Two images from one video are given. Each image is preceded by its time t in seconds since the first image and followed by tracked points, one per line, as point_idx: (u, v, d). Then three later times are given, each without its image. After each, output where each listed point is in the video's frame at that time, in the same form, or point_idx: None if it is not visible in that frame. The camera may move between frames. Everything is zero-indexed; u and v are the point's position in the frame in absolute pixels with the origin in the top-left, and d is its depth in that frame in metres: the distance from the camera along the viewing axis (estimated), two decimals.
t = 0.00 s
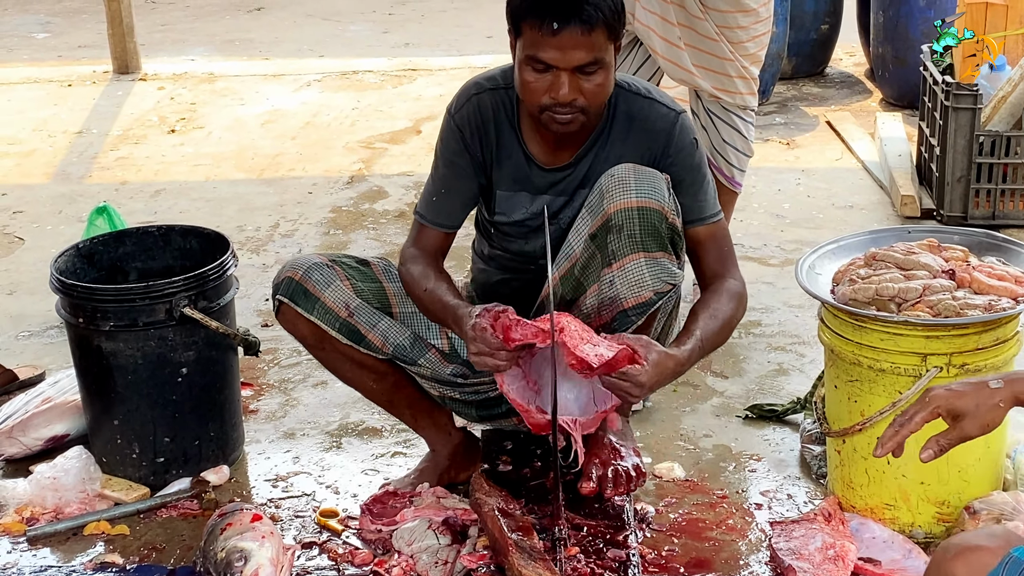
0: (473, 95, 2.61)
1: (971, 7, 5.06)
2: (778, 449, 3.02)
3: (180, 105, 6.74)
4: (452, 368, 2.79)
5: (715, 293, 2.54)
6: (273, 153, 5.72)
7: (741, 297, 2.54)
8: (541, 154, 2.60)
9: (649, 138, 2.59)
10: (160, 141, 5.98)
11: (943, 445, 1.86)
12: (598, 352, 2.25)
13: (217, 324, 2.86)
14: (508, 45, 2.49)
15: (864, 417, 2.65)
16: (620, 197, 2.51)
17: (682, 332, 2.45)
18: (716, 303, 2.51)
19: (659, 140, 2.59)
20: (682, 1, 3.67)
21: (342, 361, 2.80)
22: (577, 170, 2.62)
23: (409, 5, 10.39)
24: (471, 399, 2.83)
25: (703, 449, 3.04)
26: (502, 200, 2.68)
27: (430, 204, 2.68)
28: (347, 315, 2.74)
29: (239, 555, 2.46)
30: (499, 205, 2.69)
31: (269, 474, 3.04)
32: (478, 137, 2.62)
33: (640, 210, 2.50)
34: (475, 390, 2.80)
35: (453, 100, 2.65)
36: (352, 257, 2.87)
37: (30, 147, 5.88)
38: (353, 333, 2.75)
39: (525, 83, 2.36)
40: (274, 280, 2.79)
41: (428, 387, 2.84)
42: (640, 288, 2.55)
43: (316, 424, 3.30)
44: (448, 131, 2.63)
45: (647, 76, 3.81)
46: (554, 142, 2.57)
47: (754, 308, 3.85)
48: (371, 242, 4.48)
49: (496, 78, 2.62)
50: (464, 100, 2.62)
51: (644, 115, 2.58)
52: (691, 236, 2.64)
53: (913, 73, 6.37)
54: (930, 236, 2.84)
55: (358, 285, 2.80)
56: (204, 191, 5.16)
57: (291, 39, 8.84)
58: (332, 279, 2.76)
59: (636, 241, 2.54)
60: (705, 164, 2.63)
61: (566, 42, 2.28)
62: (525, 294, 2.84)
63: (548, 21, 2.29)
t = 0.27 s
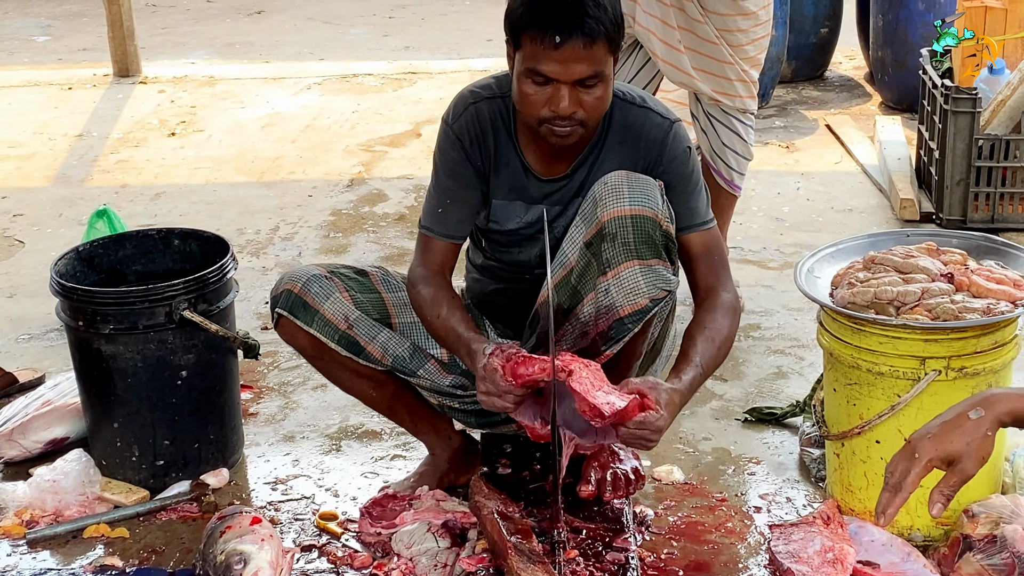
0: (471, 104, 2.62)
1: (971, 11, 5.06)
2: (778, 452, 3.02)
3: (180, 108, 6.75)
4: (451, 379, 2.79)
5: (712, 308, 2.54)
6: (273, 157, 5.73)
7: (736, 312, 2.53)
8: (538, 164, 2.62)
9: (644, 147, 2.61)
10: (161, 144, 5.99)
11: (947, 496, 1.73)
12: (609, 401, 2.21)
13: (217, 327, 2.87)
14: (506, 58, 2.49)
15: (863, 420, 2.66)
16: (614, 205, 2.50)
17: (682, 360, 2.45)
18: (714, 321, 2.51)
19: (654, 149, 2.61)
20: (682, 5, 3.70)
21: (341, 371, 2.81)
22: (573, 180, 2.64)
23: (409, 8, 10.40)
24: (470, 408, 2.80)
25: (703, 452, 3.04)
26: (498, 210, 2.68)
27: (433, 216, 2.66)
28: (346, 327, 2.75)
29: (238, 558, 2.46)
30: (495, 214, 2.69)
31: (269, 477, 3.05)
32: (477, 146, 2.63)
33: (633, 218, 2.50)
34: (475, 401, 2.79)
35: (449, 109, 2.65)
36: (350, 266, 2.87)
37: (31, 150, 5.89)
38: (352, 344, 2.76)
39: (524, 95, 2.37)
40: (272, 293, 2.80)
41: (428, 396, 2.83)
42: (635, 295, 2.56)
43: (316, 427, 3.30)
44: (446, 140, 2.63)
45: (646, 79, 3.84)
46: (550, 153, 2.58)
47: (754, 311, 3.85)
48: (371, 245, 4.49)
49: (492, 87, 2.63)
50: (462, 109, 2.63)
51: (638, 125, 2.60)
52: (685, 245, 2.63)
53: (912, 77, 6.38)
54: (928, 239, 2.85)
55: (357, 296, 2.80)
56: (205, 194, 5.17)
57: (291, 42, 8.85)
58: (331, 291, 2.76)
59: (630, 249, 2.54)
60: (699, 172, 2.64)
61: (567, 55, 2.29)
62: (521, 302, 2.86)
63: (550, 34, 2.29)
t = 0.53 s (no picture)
0: (473, 109, 2.62)
1: (970, 16, 5.06)
2: (777, 455, 3.02)
3: (181, 111, 6.75)
4: (453, 387, 2.78)
5: (708, 315, 2.51)
6: (273, 159, 5.73)
7: (732, 319, 2.51)
8: (539, 170, 2.62)
9: (641, 153, 2.61)
10: (161, 147, 5.99)
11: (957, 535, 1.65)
12: (604, 413, 2.24)
13: (217, 330, 2.87)
14: (512, 65, 2.49)
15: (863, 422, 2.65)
16: (609, 209, 2.52)
17: (675, 372, 2.43)
18: (710, 329, 2.49)
19: (651, 154, 2.60)
20: (683, 9, 3.74)
21: (344, 377, 2.82)
22: (573, 187, 2.65)
23: (409, 11, 10.41)
24: (471, 414, 2.78)
25: (703, 455, 3.04)
26: (499, 215, 2.68)
27: (436, 221, 2.63)
28: (349, 334, 2.76)
29: (238, 561, 2.46)
30: (495, 219, 2.69)
31: (269, 480, 3.04)
32: (479, 152, 2.62)
33: (629, 222, 2.51)
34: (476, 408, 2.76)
35: (450, 114, 2.64)
36: (354, 271, 2.86)
37: (31, 153, 5.89)
38: (355, 351, 2.77)
39: (534, 104, 2.37)
40: (274, 299, 2.80)
41: (428, 401, 2.82)
42: (632, 299, 2.55)
43: (316, 429, 3.30)
44: (448, 145, 2.62)
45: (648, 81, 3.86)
46: (553, 160, 2.59)
47: (753, 314, 3.86)
48: (371, 248, 4.49)
49: (494, 92, 2.63)
50: (463, 115, 2.62)
51: (637, 130, 2.60)
52: (683, 249, 2.61)
53: (912, 80, 6.39)
54: (928, 242, 2.85)
55: (360, 302, 2.80)
56: (205, 197, 5.17)
57: (291, 45, 8.86)
58: (335, 298, 2.77)
59: (626, 253, 2.55)
60: (697, 175, 2.63)
61: (582, 65, 2.29)
62: (520, 305, 2.87)
63: (565, 44, 2.29)
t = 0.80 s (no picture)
0: (489, 103, 2.63)
1: (971, 18, 5.07)
2: (778, 457, 3.02)
3: (181, 113, 6.76)
4: (454, 390, 2.79)
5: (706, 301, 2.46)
6: (274, 161, 5.73)
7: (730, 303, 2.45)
8: (548, 168, 2.65)
9: (643, 154, 2.64)
10: (161, 148, 6.00)
11: None
12: (613, 385, 2.17)
13: (217, 331, 2.87)
14: (528, 66, 2.49)
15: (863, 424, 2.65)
16: (612, 215, 2.52)
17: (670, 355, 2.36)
18: (709, 313, 2.43)
19: (653, 154, 2.63)
20: (684, 11, 3.74)
21: (346, 379, 2.83)
22: (579, 190, 2.68)
23: (410, 13, 10.42)
24: (472, 417, 2.81)
25: (703, 457, 3.04)
26: (506, 210, 2.69)
27: (453, 202, 2.59)
28: (350, 336, 2.76)
29: (239, 562, 2.46)
30: (502, 214, 2.70)
31: (270, 481, 3.05)
32: (494, 141, 2.62)
33: (632, 229, 2.52)
34: (477, 411, 2.78)
35: (464, 106, 2.65)
36: (356, 273, 2.87)
37: (31, 155, 5.89)
38: (356, 354, 2.77)
39: (554, 108, 2.38)
40: (275, 300, 2.80)
41: (430, 402, 2.82)
42: (633, 305, 2.55)
43: (316, 431, 3.30)
44: (461, 137, 2.62)
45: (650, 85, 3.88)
46: (561, 160, 2.61)
47: (754, 316, 3.86)
48: (372, 250, 4.49)
49: (509, 88, 2.66)
50: (479, 107, 2.63)
51: (641, 130, 2.63)
52: (679, 244, 2.58)
53: (912, 83, 6.39)
54: (929, 244, 2.85)
55: (361, 305, 2.80)
56: (206, 199, 5.17)
57: (291, 47, 8.86)
58: (336, 300, 2.77)
59: (628, 259, 2.55)
60: (700, 171, 2.62)
61: (609, 71, 2.30)
62: (520, 311, 2.86)
63: (593, 50, 2.29)
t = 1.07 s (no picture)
0: (488, 105, 2.61)
1: (971, 19, 5.05)
2: (777, 458, 3.02)
3: (182, 114, 6.76)
4: (454, 389, 2.79)
5: (694, 332, 2.53)
6: (274, 162, 5.74)
7: (717, 337, 2.51)
8: (549, 170, 2.63)
9: (648, 158, 2.61)
10: (162, 149, 6.00)
11: None
12: (608, 496, 2.25)
13: (217, 331, 2.87)
14: (528, 63, 2.49)
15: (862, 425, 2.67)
16: (612, 212, 2.52)
17: (655, 398, 2.45)
18: (694, 348, 2.51)
19: (658, 159, 2.61)
20: (680, 13, 3.76)
21: (345, 378, 2.83)
22: (580, 189, 2.66)
23: (410, 14, 10.43)
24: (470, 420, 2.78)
25: (702, 458, 3.05)
26: (507, 212, 2.69)
27: (452, 212, 2.60)
28: (351, 334, 2.76)
29: (239, 563, 2.46)
30: (504, 216, 2.70)
31: (269, 482, 3.05)
32: (492, 146, 2.61)
33: (631, 225, 2.52)
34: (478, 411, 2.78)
35: (462, 110, 2.64)
36: (356, 273, 2.88)
37: (32, 156, 5.90)
38: (357, 352, 2.77)
39: (551, 105, 2.38)
40: (277, 299, 2.81)
41: (429, 401, 2.81)
42: (631, 302, 2.56)
43: (316, 432, 3.30)
44: (460, 140, 2.61)
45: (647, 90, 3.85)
46: (563, 159, 2.59)
47: (753, 317, 3.86)
48: (372, 251, 4.49)
49: (509, 91, 2.64)
50: (478, 111, 2.62)
51: (646, 133, 2.60)
52: (679, 256, 2.61)
53: (912, 84, 6.40)
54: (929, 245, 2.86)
55: (362, 303, 2.81)
56: (206, 200, 5.17)
57: (292, 48, 8.87)
58: (337, 298, 2.78)
59: (627, 257, 2.55)
60: (703, 180, 2.63)
61: (603, 70, 2.29)
62: (520, 312, 2.88)
63: (588, 48, 2.29)
